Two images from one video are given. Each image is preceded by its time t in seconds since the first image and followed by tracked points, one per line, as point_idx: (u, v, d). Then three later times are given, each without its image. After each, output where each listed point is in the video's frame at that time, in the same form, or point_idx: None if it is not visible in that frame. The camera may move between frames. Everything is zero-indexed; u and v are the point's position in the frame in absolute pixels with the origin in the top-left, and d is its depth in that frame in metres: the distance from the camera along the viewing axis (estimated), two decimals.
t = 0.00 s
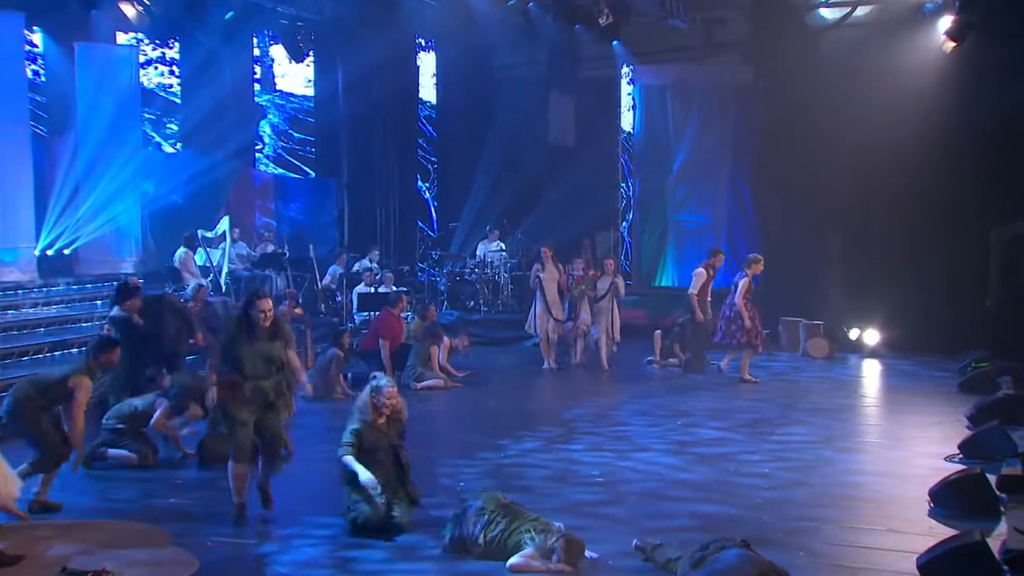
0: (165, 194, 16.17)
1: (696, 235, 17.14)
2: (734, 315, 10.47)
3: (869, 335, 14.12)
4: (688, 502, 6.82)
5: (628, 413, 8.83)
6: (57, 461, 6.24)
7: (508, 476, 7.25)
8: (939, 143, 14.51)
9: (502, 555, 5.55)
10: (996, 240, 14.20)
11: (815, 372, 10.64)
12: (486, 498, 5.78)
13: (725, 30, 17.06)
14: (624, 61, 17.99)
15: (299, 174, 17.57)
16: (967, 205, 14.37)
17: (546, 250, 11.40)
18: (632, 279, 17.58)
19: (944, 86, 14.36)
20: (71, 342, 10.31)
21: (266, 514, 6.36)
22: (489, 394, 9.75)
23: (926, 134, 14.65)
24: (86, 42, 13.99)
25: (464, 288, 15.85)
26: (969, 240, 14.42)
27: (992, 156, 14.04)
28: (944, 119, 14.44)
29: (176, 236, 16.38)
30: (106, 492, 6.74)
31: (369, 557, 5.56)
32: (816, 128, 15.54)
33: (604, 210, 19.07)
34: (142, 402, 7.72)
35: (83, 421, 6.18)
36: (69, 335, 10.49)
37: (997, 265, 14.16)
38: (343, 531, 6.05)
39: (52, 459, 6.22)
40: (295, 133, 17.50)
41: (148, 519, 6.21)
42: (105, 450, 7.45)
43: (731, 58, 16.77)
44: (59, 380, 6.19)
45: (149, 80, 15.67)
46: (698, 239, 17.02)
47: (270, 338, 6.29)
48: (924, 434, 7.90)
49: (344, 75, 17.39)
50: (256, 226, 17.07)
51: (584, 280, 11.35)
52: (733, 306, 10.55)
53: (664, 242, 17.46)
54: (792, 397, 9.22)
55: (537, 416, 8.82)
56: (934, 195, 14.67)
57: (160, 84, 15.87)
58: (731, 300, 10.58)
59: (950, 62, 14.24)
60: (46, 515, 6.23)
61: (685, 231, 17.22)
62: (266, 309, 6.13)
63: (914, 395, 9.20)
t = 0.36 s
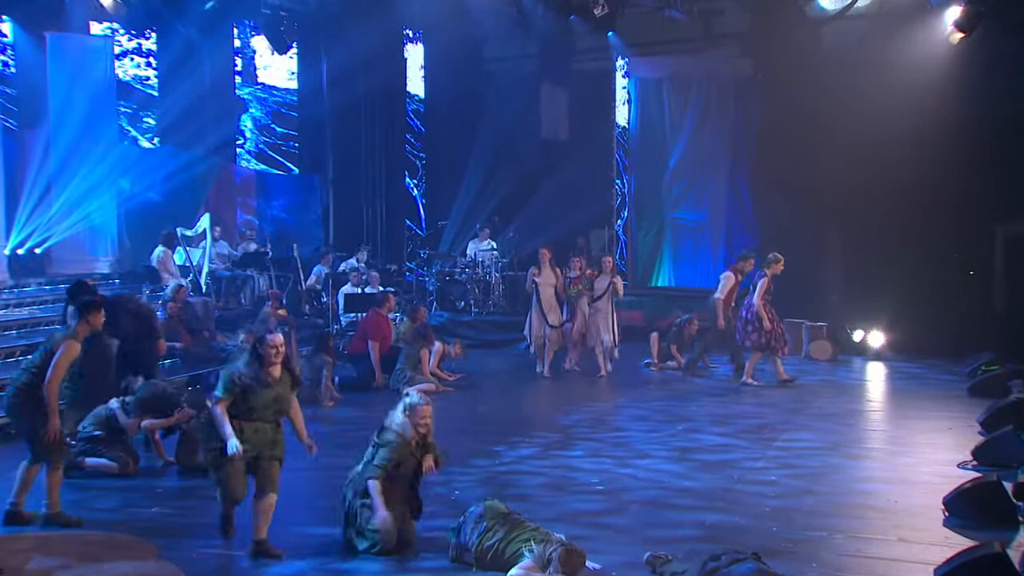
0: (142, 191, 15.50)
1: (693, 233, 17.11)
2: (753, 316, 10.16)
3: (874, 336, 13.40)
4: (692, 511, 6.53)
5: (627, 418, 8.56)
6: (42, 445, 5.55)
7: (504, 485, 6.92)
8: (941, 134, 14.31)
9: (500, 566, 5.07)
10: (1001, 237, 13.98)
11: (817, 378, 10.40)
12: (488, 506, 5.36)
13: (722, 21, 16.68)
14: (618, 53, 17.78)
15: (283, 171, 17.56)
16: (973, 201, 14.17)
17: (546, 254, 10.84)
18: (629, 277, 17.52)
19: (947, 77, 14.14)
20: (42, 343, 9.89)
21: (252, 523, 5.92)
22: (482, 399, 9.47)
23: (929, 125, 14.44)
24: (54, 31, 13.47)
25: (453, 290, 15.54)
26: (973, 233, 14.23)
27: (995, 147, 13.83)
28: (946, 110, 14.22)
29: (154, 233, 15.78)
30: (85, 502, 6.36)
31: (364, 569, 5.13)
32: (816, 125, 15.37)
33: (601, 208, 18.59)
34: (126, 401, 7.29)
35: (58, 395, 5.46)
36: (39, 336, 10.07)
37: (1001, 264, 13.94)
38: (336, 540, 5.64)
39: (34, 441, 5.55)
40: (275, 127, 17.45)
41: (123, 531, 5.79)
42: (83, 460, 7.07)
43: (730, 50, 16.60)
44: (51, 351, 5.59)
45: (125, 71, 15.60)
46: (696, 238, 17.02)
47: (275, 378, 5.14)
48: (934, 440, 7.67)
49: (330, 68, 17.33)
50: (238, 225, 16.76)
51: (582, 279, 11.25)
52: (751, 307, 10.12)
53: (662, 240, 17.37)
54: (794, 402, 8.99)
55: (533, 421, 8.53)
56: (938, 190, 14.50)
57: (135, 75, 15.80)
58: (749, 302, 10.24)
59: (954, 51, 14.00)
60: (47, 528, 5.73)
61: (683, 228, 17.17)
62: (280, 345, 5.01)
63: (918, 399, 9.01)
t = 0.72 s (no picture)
0: (115, 189, 15.23)
1: (691, 231, 16.60)
2: (770, 317, 9.89)
3: (876, 338, 13.05)
4: (696, 519, 6.23)
5: (624, 424, 8.31)
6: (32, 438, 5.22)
7: (498, 493, 6.60)
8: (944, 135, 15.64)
9: None
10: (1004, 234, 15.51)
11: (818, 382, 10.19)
12: (485, 515, 4.86)
13: (717, 13, 16.80)
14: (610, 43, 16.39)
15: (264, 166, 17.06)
16: (973, 198, 15.64)
17: (542, 252, 10.66)
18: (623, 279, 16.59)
19: (949, 80, 15.40)
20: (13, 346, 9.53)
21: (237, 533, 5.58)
22: (472, 404, 9.18)
23: (932, 127, 15.78)
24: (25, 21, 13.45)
25: (441, 290, 15.25)
26: (976, 233, 15.75)
27: (997, 148, 15.15)
28: (949, 112, 15.53)
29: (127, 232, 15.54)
30: (61, 511, 5.99)
31: None
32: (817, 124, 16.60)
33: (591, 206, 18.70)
34: (104, 400, 7.02)
35: (53, 381, 5.19)
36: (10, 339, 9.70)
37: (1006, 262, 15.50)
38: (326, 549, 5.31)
39: (24, 434, 5.22)
40: (255, 121, 16.85)
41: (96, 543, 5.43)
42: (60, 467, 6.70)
43: (724, 41, 16.58)
44: (36, 334, 5.31)
45: (97, 63, 14.35)
46: (692, 236, 16.54)
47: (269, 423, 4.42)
48: (943, 447, 7.45)
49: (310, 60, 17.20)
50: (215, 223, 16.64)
51: (578, 283, 10.76)
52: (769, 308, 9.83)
53: (657, 239, 16.68)
54: (795, 407, 8.77)
55: (528, 426, 8.25)
56: (936, 187, 15.92)
57: (108, 67, 14.57)
58: (767, 302, 9.94)
59: (959, 55, 15.17)
60: (21, 540, 5.32)
61: (680, 228, 16.59)
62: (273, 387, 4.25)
63: (922, 404, 8.81)
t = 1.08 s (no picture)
0: (89, 184, 14.32)
1: (683, 230, 16.71)
2: (783, 316, 9.69)
3: (878, 340, 12.92)
4: (700, 527, 5.95)
5: (620, 429, 8.07)
6: (13, 444, 5.06)
7: (492, 500, 6.30)
8: (944, 134, 15.52)
9: None
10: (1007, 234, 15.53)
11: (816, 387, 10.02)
12: (476, 523, 4.46)
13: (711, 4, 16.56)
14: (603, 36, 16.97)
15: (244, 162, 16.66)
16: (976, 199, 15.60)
17: (536, 250, 10.38)
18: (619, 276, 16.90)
19: (950, 79, 15.32)
20: None
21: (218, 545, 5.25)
22: (462, 408, 8.91)
23: (934, 124, 15.58)
24: None
25: (428, 291, 14.96)
26: (974, 234, 15.70)
27: (998, 151, 15.24)
28: (952, 110, 15.40)
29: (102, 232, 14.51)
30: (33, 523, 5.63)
31: None
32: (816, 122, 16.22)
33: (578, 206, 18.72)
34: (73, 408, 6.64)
35: (34, 384, 5.00)
36: None
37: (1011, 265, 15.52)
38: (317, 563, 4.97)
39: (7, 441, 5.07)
40: (235, 116, 16.53)
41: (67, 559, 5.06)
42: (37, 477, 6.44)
43: (720, 33, 16.46)
44: (14, 334, 5.08)
45: (69, 54, 14.01)
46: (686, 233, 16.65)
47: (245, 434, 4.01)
48: (950, 453, 7.26)
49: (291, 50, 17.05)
50: (194, 221, 15.80)
51: (576, 284, 10.41)
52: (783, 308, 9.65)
53: (648, 236, 16.90)
54: (795, 411, 8.56)
55: (521, 432, 7.99)
56: (937, 188, 15.77)
57: (80, 58, 14.23)
58: (779, 301, 9.76)
59: (960, 51, 15.12)
60: None
61: (672, 225, 16.76)
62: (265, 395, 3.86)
63: (924, 409, 8.63)
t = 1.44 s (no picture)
0: (59, 181, 13.75)
1: (677, 226, 16.61)
2: (794, 319, 9.46)
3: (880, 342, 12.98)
4: (703, 536, 5.68)
5: (617, 435, 7.81)
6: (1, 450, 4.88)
7: (485, 509, 6.00)
8: (944, 126, 15.25)
9: None
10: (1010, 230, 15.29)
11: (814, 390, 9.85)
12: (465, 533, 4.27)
13: None
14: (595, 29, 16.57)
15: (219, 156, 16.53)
16: (977, 193, 15.30)
17: (532, 250, 10.12)
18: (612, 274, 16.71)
19: (952, 71, 15.05)
20: None
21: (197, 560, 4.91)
22: (452, 413, 8.61)
23: (935, 120, 15.34)
24: None
25: (414, 292, 14.65)
26: (977, 229, 15.46)
27: (1000, 145, 14.94)
28: (955, 104, 15.12)
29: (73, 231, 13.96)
30: None
31: None
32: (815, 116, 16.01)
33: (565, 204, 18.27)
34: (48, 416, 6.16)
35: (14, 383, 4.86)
36: None
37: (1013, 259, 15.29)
38: None
39: None
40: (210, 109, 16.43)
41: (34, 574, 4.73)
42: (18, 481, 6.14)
43: (717, 24, 16.15)
44: None
45: (36, 44, 13.35)
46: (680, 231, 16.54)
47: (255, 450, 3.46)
48: (958, 460, 7.06)
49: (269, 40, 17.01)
50: (169, 217, 15.49)
51: (576, 286, 10.11)
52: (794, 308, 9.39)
53: (642, 234, 16.72)
54: (795, 416, 8.35)
55: (515, 438, 7.71)
56: (938, 183, 15.49)
57: (48, 48, 13.59)
58: (792, 301, 9.49)
59: (961, 42, 14.87)
60: None
61: (665, 223, 16.62)
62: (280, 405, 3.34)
63: (927, 414, 8.44)
